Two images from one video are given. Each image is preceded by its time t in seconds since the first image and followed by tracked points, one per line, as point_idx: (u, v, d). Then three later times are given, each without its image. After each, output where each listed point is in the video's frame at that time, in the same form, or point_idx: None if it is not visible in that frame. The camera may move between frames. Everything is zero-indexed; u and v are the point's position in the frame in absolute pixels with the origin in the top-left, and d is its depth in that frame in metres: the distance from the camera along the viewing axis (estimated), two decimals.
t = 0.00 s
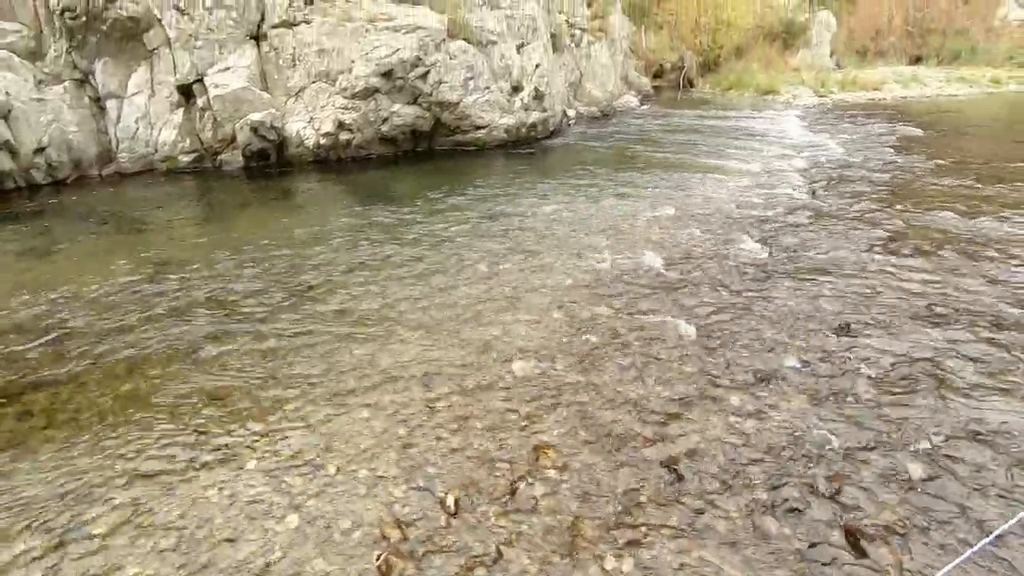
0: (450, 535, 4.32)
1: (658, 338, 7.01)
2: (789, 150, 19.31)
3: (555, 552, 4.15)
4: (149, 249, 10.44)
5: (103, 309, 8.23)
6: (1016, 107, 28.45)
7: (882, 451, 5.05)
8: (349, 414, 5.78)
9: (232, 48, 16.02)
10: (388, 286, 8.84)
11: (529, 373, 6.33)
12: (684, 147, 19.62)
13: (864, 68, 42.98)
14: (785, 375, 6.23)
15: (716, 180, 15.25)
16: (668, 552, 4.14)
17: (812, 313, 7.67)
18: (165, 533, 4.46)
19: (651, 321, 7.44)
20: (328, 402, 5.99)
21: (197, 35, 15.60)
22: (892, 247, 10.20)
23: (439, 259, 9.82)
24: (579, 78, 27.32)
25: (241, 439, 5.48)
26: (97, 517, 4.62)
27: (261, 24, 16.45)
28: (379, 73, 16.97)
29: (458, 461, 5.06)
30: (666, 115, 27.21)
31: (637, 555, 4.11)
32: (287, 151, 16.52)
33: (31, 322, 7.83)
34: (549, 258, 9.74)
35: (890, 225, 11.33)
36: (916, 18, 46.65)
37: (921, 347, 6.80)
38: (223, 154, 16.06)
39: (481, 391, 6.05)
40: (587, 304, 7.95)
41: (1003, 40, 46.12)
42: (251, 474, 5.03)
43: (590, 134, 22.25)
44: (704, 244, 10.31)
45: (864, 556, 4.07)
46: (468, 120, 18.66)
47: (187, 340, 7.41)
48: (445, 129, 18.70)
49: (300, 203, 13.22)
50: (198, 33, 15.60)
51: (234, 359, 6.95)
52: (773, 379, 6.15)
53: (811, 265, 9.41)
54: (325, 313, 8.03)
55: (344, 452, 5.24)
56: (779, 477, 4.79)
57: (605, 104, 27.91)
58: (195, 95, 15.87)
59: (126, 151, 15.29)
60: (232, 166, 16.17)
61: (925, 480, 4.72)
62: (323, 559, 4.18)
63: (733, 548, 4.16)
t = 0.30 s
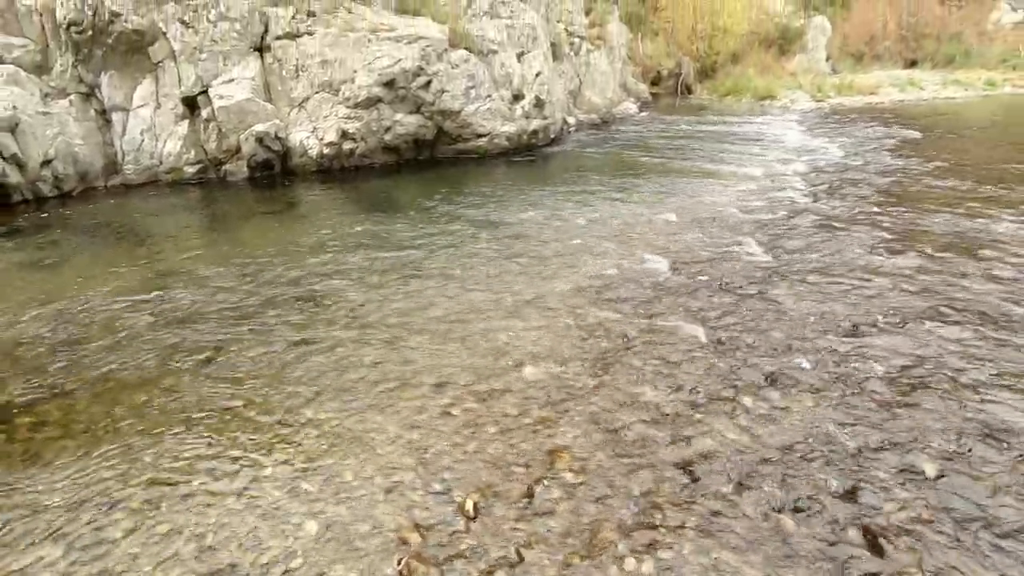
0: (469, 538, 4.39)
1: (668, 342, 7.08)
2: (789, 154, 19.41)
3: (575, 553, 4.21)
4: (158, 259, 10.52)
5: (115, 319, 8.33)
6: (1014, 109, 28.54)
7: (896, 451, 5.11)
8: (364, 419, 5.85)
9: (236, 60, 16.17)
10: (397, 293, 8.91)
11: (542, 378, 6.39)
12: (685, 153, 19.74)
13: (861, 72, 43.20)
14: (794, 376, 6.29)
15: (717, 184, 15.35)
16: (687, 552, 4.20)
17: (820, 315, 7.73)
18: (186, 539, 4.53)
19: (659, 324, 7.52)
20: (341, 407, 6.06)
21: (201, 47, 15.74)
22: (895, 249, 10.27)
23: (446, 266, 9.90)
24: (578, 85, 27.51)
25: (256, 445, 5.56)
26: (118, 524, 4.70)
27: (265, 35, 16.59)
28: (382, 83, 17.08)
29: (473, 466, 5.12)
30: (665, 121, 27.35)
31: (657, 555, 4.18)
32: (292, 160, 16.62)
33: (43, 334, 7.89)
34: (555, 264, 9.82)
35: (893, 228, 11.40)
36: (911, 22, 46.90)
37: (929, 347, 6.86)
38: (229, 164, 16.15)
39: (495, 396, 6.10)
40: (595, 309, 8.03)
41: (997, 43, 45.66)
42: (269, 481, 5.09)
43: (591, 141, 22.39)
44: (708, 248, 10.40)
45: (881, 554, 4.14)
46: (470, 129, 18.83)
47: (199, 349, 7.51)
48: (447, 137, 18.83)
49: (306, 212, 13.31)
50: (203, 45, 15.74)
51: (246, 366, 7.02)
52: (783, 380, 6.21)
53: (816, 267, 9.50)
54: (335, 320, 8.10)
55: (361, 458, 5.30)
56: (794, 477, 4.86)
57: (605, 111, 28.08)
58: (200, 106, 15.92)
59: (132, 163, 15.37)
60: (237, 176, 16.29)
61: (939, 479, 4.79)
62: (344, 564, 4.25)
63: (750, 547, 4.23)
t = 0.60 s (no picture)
0: (483, 544, 4.38)
1: (679, 345, 7.05)
2: (799, 154, 19.29)
3: (589, 558, 4.19)
4: (171, 268, 10.61)
5: (130, 327, 8.41)
6: None
7: (913, 454, 5.05)
8: (375, 426, 5.85)
9: (246, 70, 16.35)
10: (408, 299, 8.93)
11: (553, 383, 6.37)
12: (694, 154, 19.68)
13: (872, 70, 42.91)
14: (808, 378, 6.24)
15: (728, 185, 15.28)
16: (703, 557, 4.17)
17: (834, 316, 7.66)
18: (202, 546, 4.56)
19: (670, 328, 7.48)
20: (353, 414, 6.08)
21: (213, 58, 15.90)
22: (910, 248, 10.16)
23: (457, 272, 9.91)
24: (586, 88, 27.52)
25: (270, 452, 5.59)
26: (135, 532, 4.74)
27: (274, 46, 16.82)
28: (391, 90, 17.14)
29: (486, 471, 5.11)
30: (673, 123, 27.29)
31: (672, 560, 4.15)
32: (302, 168, 16.79)
33: (59, 343, 7.97)
34: (566, 267, 9.80)
35: (908, 227, 11.28)
36: (922, 19, 46.51)
37: (946, 347, 6.78)
38: (240, 173, 16.33)
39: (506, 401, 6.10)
40: (607, 312, 8.01)
41: (1010, 39, 45.63)
42: (283, 487, 5.11)
43: (600, 144, 22.37)
44: (719, 250, 10.34)
45: (900, 558, 4.09)
46: (478, 134, 18.92)
47: (212, 356, 7.56)
48: (456, 142, 18.90)
49: (317, 220, 13.40)
50: (214, 56, 15.91)
51: (260, 373, 7.07)
52: (797, 383, 6.16)
53: (828, 267, 9.42)
54: (347, 326, 8.14)
55: (373, 464, 5.31)
56: (810, 480, 4.81)
57: (614, 114, 28.07)
58: (211, 117, 16.07)
59: (146, 173, 15.53)
60: (249, 185, 16.42)
61: (959, 481, 4.72)
62: (358, 570, 4.25)
63: (767, 552, 4.19)
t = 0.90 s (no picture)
0: (489, 555, 4.31)
1: (692, 351, 6.95)
2: (817, 156, 19.05)
3: (598, 572, 4.10)
4: (186, 277, 10.69)
5: (144, 335, 8.48)
6: None
7: (935, 466, 4.90)
8: (383, 435, 5.81)
9: (262, 81, 16.51)
10: (419, 306, 8.89)
11: (563, 391, 6.29)
12: (710, 158, 19.52)
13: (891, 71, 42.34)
14: (824, 386, 6.11)
15: (744, 189, 15.12)
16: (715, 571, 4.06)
17: (851, 322, 7.51)
18: (209, 554, 4.54)
19: (683, 334, 7.38)
20: (363, 422, 6.05)
21: (229, 70, 16.09)
22: (931, 251, 9.96)
23: (469, 279, 9.87)
24: (600, 94, 27.48)
25: (280, 459, 5.59)
26: (144, 539, 4.74)
27: (289, 56, 17.00)
28: (403, 98, 17.21)
29: (495, 481, 5.04)
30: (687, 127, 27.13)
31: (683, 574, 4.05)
32: (316, 177, 16.89)
33: (74, 351, 8.04)
34: (578, 274, 9.72)
35: (929, 230, 11.06)
36: (943, 17, 45.79)
37: (968, 354, 6.60)
38: (255, 182, 16.45)
39: (515, 409, 6.04)
40: (619, 319, 7.92)
41: None
42: (291, 495, 5.09)
43: (613, 149, 22.29)
44: (734, 255, 10.22)
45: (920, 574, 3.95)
46: (490, 140, 18.92)
47: (223, 364, 7.58)
48: (469, 149, 18.93)
49: (331, 228, 13.44)
50: (230, 68, 16.11)
51: (271, 381, 7.08)
52: (814, 390, 6.03)
53: (846, 271, 9.26)
54: (358, 334, 8.12)
55: (380, 473, 5.27)
56: (826, 492, 4.68)
57: (627, 119, 27.99)
58: (228, 127, 16.23)
59: (164, 183, 15.65)
60: (264, 194, 16.55)
61: (983, 495, 4.57)
62: None
63: (781, 566, 4.07)
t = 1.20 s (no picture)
0: (499, 557, 4.29)
1: (708, 353, 6.87)
2: (841, 155, 18.76)
3: None
4: (206, 274, 10.82)
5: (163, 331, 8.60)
6: None
7: (960, 475, 4.77)
8: (395, 433, 5.82)
9: (283, 81, 16.62)
10: (435, 306, 8.89)
11: (576, 392, 6.25)
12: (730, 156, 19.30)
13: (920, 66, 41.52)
14: (843, 390, 6.01)
15: (765, 188, 14.92)
16: None
17: (873, 325, 7.37)
18: (221, 548, 4.59)
19: (700, 335, 7.31)
20: (376, 420, 6.06)
21: (251, 70, 16.23)
22: (958, 253, 9.74)
23: (485, 278, 9.85)
24: (619, 91, 27.31)
25: (294, 455, 5.62)
26: (159, 533, 4.79)
27: (310, 56, 17.14)
28: (422, 97, 17.23)
29: (506, 481, 5.02)
30: (708, 125, 26.87)
31: None
32: (334, 176, 17.01)
33: (94, 347, 8.17)
34: (595, 274, 9.67)
35: (956, 230, 10.82)
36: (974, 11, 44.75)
37: (994, 359, 6.44)
38: (275, 180, 16.59)
39: (528, 409, 6.02)
40: (635, 319, 7.86)
41: None
42: (303, 491, 5.12)
43: (633, 148, 22.14)
44: (753, 255, 10.10)
45: None
46: (508, 139, 18.89)
47: (240, 361, 7.65)
48: (486, 147, 18.94)
49: (349, 227, 13.51)
50: (252, 68, 16.24)
51: (287, 378, 7.11)
52: (832, 395, 5.93)
53: (868, 273, 9.10)
54: (374, 333, 8.15)
55: (391, 471, 5.28)
56: (843, 500, 4.58)
57: (647, 117, 27.80)
58: (249, 126, 16.37)
59: (187, 182, 15.93)
60: (283, 193, 16.71)
61: (1008, 506, 4.45)
62: None
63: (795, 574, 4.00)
